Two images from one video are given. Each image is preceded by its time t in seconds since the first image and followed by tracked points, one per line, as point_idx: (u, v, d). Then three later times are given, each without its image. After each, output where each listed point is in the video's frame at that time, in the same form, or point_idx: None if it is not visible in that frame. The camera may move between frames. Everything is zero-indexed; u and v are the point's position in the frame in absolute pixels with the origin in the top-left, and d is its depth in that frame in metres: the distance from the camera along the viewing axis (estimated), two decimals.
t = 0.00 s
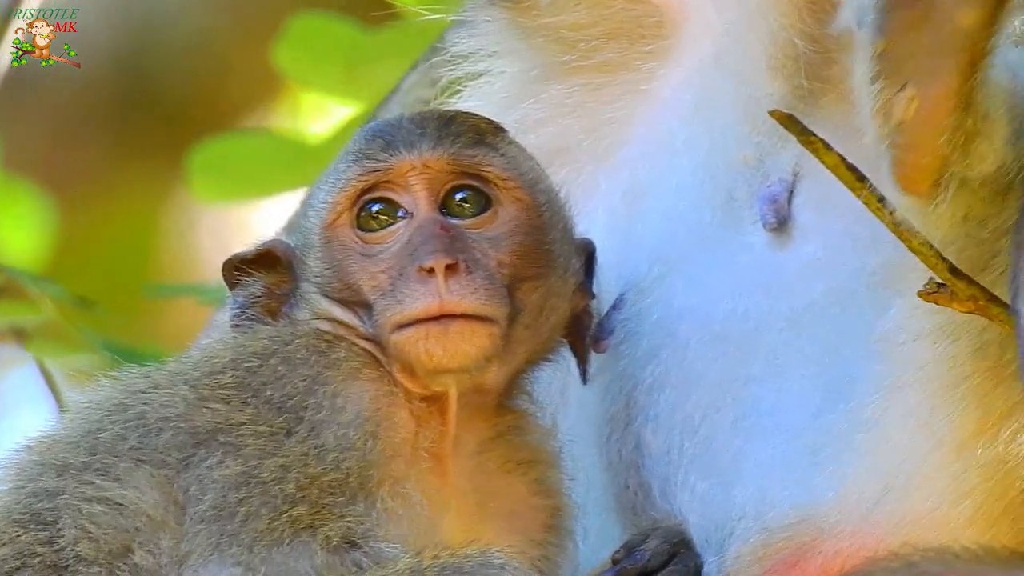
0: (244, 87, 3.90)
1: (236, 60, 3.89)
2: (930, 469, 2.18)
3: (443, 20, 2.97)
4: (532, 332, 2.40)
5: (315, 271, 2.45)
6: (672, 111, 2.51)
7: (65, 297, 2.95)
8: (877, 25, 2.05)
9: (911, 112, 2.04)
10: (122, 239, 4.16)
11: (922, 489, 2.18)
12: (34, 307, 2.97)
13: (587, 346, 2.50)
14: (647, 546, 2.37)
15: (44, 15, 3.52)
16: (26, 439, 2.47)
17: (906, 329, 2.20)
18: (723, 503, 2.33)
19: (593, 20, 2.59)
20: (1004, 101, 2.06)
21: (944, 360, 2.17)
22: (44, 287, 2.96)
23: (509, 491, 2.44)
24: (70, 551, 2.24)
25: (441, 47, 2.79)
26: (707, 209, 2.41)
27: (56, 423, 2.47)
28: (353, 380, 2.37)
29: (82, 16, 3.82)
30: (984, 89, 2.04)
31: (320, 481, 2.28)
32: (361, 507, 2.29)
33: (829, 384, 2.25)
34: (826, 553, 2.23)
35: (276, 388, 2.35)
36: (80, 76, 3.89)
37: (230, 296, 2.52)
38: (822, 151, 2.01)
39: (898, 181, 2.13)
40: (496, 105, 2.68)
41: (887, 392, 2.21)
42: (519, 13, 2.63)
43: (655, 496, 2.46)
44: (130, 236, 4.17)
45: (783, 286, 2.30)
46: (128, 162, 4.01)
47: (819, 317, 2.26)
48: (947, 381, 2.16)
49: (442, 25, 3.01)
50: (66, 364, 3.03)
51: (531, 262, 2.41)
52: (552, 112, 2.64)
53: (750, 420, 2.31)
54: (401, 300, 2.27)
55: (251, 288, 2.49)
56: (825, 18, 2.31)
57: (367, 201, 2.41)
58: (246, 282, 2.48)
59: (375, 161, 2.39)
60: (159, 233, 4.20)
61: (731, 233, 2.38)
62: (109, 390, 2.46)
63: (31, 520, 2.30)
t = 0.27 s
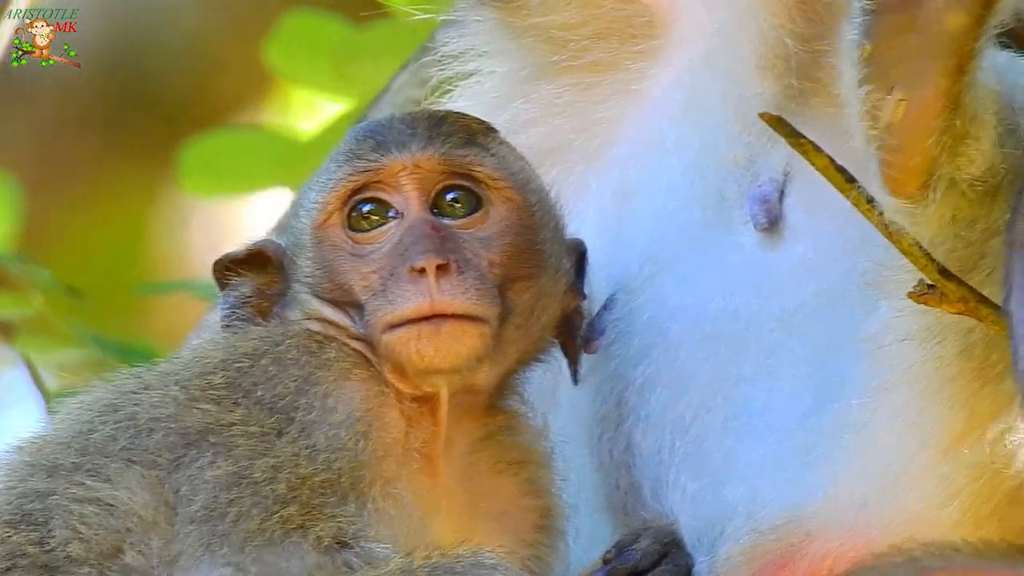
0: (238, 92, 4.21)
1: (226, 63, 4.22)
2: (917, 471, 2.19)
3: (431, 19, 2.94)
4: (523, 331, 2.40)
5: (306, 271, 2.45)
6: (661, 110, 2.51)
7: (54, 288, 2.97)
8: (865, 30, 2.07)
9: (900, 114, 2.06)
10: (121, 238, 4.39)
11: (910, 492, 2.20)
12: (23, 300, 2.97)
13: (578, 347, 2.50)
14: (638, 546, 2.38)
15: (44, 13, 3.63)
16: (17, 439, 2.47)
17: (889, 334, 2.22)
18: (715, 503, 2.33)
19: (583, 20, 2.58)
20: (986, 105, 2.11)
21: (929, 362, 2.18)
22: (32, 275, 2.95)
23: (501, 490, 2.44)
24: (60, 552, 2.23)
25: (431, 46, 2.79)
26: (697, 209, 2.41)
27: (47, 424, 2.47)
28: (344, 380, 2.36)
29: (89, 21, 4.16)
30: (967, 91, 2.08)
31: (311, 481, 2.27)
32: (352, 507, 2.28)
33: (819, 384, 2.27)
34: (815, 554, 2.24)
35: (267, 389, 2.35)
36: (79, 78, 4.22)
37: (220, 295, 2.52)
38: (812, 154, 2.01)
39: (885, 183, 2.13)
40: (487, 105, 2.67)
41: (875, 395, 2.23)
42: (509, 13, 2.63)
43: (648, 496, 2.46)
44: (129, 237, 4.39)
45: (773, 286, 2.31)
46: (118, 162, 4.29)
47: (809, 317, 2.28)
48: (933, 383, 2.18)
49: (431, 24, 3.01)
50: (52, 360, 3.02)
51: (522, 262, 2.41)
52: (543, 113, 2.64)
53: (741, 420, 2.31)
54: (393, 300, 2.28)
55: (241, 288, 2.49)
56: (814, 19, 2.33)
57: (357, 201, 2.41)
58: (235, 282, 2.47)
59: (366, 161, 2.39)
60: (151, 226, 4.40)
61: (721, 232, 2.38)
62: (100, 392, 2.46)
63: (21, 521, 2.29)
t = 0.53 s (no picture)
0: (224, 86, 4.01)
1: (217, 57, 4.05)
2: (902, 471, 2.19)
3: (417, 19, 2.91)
4: (511, 331, 2.40)
5: (294, 271, 2.45)
6: (648, 110, 2.51)
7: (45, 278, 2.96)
8: (851, 30, 2.07)
9: (884, 114, 2.06)
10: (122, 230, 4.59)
11: (896, 492, 2.20)
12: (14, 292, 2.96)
13: (566, 347, 2.50)
14: (625, 545, 2.38)
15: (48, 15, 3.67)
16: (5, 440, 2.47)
17: (877, 334, 2.22)
18: (701, 503, 2.35)
19: (569, 20, 2.59)
20: (971, 106, 2.12)
21: (915, 363, 2.18)
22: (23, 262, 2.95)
23: (489, 490, 2.44)
24: (47, 551, 2.23)
25: (417, 46, 2.79)
26: (683, 209, 2.42)
27: (34, 424, 2.47)
28: (331, 380, 2.36)
29: (87, 20, 4.34)
30: (953, 91, 2.09)
31: (298, 480, 2.27)
32: (339, 507, 2.28)
33: (806, 383, 2.27)
34: (801, 554, 2.24)
35: (254, 388, 2.35)
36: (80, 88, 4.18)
37: (208, 296, 2.53)
38: (797, 158, 2.03)
39: (870, 184, 2.12)
40: (472, 105, 2.68)
41: (863, 399, 2.22)
42: (495, 13, 2.64)
43: (636, 495, 2.47)
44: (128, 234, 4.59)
45: (760, 286, 2.31)
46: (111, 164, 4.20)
47: (795, 317, 2.28)
48: (920, 384, 2.18)
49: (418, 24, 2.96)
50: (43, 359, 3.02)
51: (511, 262, 2.41)
52: (529, 112, 2.64)
53: (728, 420, 2.32)
54: (380, 299, 2.27)
55: (229, 288, 2.49)
56: (800, 17, 2.34)
57: (345, 200, 2.41)
58: (224, 282, 2.48)
59: (353, 161, 2.39)
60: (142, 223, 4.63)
61: (708, 233, 2.39)
62: (88, 391, 2.46)
63: (9, 520, 2.29)
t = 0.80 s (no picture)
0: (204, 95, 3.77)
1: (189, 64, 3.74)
2: (890, 471, 2.20)
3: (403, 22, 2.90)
4: (495, 331, 2.40)
5: (279, 272, 2.45)
6: (632, 110, 2.52)
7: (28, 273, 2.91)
8: (836, 36, 2.00)
9: (869, 121, 2.03)
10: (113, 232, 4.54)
11: (882, 492, 2.20)
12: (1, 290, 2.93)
13: (551, 346, 2.50)
14: (612, 544, 2.38)
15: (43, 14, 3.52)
16: None
17: (863, 334, 2.23)
18: (687, 503, 2.34)
19: (554, 21, 2.61)
20: (957, 111, 2.13)
21: (902, 364, 2.20)
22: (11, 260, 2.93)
23: (475, 490, 2.44)
24: (33, 551, 2.24)
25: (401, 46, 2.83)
26: (668, 210, 2.42)
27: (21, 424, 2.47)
28: (316, 380, 2.35)
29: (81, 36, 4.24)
30: (938, 96, 2.08)
31: (283, 481, 2.26)
32: (326, 507, 2.27)
33: (791, 383, 2.27)
34: (788, 554, 2.24)
35: (240, 389, 2.34)
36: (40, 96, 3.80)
37: (194, 296, 2.53)
38: (784, 162, 1.91)
39: (857, 190, 2.12)
40: (458, 106, 2.71)
41: (848, 398, 2.23)
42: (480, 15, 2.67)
43: (620, 495, 2.47)
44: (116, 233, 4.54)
45: (745, 286, 2.31)
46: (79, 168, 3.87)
47: (781, 316, 2.27)
48: (908, 385, 2.19)
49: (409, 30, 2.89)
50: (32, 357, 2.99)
51: (495, 261, 2.41)
52: (514, 113, 2.65)
53: (713, 419, 2.31)
54: (365, 299, 2.27)
55: (214, 289, 2.50)
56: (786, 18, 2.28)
57: (330, 200, 2.41)
58: (209, 282, 2.49)
59: (338, 161, 2.39)
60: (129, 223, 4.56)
61: (694, 232, 2.38)
62: (74, 391, 2.46)
63: None
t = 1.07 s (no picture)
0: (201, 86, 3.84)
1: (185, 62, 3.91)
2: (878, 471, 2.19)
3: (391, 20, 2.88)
4: (482, 331, 2.39)
5: (266, 271, 2.44)
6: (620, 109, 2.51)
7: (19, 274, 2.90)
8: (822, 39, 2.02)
9: (857, 123, 2.03)
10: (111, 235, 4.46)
11: (870, 492, 2.20)
12: None
13: (538, 345, 2.48)
14: (599, 545, 2.35)
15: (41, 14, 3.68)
16: None
17: (851, 334, 2.22)
18: (674, 504, 2.34)
19: (541, 20, 2.60)
20: (945, 113, 2.11)
21: (891, 364, 2.18)
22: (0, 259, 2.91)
23: (462, 490, 2.43)
24: (21, 552, 2.23)
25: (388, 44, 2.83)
26: (656, 209, 2.42)
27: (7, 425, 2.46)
28: (302, 381, 2.35)
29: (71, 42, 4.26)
30: (927, 99, 2.06)
31: (270, 482, 2.27)
32: (312, 508, 2.28)
33: (778, 382, 2.27)
34: (775, 554, 2.24)
35: (226, 389, 2.33)
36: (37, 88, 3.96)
37: (180, 295, 2.52)
38: (769, 161, 1.88)
39: (845, 194, 2.11)
40: (444, 105, 2.70)
41: (835, 398, 2.23)
42: (466, 14, 2.64)
43: (608, 494, 2.45)
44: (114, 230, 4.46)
45: (732, 286, 2.31)
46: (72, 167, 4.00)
47: (769, 316, 2.28)
48: (897, 386, 2.18)
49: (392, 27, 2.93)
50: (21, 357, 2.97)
51: (482, 261, 2.40)
52: (500, 112, 2.65)
53: (701, 419, 2.31)
54: (352, 300, 2.26)
55: (201, 289, 2.49)
56: (772, 18, 2.38)
57: (316, 201, 2.39)
58: (196, 282, 2.48)
59: (325, 161, 2.38)
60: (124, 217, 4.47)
61: (681, 232, 2.39)
62: (61, 391, 2.45)
63: None
